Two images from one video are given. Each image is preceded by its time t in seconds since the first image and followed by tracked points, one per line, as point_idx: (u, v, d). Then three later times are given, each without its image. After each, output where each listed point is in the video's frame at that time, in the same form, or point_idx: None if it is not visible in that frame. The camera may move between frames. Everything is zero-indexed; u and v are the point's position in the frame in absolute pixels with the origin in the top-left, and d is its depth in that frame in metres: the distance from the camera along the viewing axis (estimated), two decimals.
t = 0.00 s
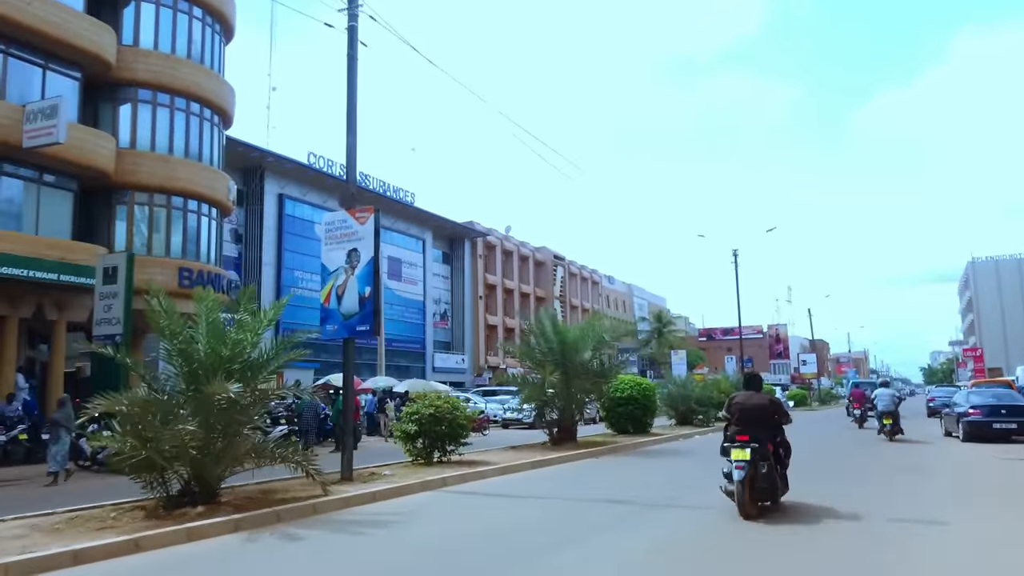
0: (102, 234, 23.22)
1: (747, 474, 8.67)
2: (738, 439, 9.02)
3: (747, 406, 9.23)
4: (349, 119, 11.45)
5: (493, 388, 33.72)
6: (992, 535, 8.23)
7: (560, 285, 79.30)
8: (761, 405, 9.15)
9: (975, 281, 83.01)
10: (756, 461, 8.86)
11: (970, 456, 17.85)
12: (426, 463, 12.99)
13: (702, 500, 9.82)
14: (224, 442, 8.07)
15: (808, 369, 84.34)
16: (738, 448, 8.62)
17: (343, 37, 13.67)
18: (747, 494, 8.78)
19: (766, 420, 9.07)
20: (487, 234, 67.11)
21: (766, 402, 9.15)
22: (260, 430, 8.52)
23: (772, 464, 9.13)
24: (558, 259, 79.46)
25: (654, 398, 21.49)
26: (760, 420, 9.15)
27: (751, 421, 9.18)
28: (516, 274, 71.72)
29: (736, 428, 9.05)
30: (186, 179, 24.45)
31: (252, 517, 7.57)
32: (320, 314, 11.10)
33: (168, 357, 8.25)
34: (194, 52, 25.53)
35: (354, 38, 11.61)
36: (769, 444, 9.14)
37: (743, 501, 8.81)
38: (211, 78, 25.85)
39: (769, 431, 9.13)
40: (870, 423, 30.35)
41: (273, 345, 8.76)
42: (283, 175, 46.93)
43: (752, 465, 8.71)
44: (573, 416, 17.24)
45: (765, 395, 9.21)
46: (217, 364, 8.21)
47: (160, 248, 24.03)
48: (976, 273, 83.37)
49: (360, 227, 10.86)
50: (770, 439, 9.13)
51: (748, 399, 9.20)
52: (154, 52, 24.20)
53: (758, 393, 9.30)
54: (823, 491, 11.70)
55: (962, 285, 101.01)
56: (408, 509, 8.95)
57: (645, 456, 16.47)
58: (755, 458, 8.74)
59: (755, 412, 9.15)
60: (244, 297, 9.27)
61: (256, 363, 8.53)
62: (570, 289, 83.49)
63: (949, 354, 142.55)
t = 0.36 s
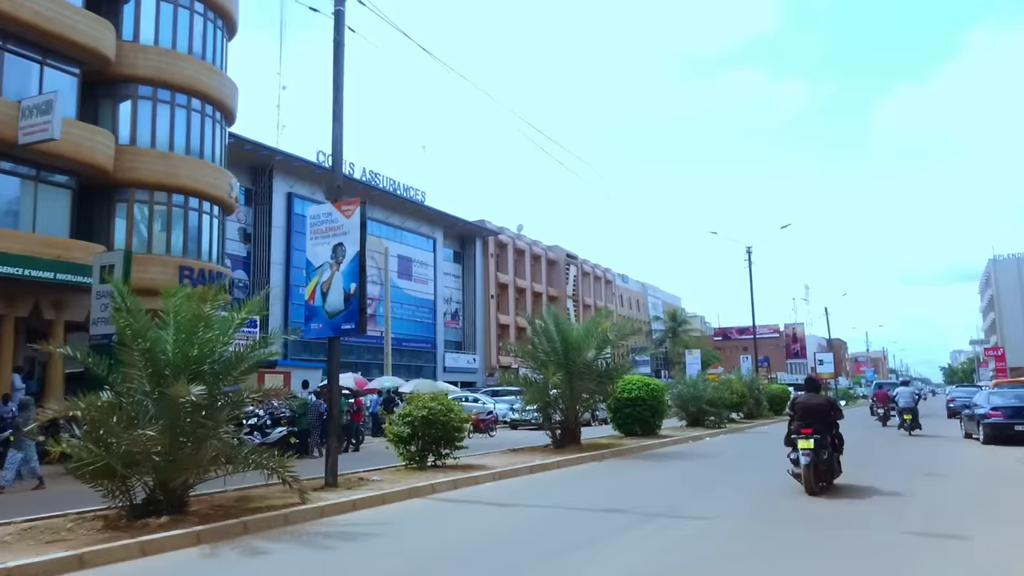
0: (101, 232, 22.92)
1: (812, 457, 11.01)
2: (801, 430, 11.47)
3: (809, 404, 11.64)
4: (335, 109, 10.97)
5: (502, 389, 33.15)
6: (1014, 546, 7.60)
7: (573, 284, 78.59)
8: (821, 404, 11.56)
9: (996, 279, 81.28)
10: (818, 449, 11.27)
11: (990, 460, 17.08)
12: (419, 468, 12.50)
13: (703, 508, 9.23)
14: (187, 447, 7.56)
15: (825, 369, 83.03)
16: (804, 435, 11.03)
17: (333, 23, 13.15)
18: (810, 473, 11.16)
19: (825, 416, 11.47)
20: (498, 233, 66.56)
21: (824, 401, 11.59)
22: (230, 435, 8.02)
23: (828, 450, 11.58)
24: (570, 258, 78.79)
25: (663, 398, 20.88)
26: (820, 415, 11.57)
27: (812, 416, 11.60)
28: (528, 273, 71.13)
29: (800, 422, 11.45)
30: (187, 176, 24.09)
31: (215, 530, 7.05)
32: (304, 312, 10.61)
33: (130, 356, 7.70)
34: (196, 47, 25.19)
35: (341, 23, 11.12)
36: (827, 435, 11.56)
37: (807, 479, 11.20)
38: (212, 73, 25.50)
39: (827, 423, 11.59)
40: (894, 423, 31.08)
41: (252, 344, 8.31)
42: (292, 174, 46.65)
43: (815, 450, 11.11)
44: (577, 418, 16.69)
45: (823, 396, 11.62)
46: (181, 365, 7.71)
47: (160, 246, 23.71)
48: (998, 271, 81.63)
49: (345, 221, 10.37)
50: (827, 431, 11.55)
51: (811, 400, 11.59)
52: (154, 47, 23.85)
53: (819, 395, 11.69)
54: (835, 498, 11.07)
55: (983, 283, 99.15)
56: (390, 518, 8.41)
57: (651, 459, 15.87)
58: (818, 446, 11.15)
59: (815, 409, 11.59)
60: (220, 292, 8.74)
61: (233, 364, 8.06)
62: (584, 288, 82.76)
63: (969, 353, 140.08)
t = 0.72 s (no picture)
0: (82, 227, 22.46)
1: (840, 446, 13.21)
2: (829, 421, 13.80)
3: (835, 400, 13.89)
4: (300, 94, 10.46)
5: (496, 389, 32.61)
6: (1009, 555, 7.05)
7: (572, 283, 78.07)
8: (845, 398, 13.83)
9: (1000, 278, 80.44)
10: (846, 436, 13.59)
11: (989, 460, 16.50)
12: (394, 469, 11.96)
13: (680, 513, 8.66)
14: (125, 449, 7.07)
15: (826, 369, 82.41)
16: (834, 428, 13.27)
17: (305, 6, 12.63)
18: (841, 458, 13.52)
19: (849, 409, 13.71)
20: (497, 231, 66.04)
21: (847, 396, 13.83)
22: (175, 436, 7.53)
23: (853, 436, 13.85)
24: (569, 256, 78.26)
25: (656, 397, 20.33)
26: (845, 408, 13.84)
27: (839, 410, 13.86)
28: (526, 272, 70.58)
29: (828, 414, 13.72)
30: (171, 171, 23.63)
31: (150, 539, 6.52)
32: (268, 307, 10.09)
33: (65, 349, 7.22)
34: (181, 40, 24.69)
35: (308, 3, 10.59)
36: (853, 424, 13.86)
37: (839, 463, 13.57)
38: (198, 67, 25.01)
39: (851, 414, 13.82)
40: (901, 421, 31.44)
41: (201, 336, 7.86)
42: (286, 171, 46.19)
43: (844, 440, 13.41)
44: (564, 418, 16.15)
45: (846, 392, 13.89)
46: (118, 359, 7.21)
47: (144, 242, 23.23)
48: (1001, 269, 80.80)
49: (311, 211, 9.86)
50: (853, 420, 13.85)
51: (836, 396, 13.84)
52: (137, 39, 23.36)
53: (844, 391, 13.95)
54: (826, 504, 10.51)
55: (986, 282, 98.52)
56: (348, 525, 7.87)
57: (638, 461, 15.32)
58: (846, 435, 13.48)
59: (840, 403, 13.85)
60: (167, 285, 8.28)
61: (179, 358, 7.58)
62: (583, 287, 82.20)
63: (972, 353, 139.26)
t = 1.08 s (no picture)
0: (65, 223, 21.98)
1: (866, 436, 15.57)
2: (854, 415, 16.21)
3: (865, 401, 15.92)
4: (266, 76, 9.93)
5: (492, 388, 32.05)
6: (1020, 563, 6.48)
7: (573, 281, 77.52)
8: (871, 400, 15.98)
9: (1005, 277, 79.61)
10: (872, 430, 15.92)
11: (993, 461, 15.91)
12: (369, 473, 11.34)
13: (666, 519, 8.12)
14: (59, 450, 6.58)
15: (829, 368, 81.62)
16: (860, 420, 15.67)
17: None
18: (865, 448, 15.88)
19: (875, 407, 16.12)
20: (497, 230, 65.54)
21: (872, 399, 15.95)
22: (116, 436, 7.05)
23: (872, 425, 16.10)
24: (570, 255, 77.70)
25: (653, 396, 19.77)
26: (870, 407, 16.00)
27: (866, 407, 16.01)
28: (527, 271, 69.99)
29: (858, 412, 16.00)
30: (155, 165, 23.16)
31: (80, 549, 5.99)
32: (232, 301, 9.57)
33: None
34: (167, 31, 24.13)
35: None
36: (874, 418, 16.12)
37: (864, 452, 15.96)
38: (185, 59, 24.48)
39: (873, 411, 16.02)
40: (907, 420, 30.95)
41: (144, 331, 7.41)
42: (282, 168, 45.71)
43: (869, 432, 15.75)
44: (553, 418, 15.60)
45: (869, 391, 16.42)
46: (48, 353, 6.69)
47: (128, 238, 22.73)
48: (1007, 268, 79.90)
49: (276, 198, 9.32)
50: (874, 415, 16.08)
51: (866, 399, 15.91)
52: (121, 31, 22.86)
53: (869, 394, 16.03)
54: (822, 508, 9.93)
55: (992, 281, 97.59)
56: (305, 533, 7.31)
57: (628, 463, 14.78)
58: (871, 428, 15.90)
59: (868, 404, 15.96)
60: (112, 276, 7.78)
61: (121, 351, 7.08)
62: (585, 286, 81.60)
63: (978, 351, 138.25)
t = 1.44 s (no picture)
0: (46, 220, 21.58)
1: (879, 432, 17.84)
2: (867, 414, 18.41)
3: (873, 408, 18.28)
4: (229, 63, 9.49)
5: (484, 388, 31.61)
6: None
7: (572, 281, 77.13)
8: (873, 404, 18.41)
9: (1006, 277, 79.04)
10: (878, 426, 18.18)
11: (991, 464, 15.45)
12: (341, 478, 10.90)
13: (643, 529, 7.69)
14: None
15: (829, 369, 81.20)
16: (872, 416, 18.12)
17: None
18: (876, 441, 18.34)
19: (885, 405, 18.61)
20: (494, 229, 65.11)
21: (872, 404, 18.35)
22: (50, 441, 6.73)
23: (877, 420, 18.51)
24: (569, 254, 77.27)
25: (644, 397, 19.34)
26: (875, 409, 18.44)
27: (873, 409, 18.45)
28: (524, 270, 69.55)
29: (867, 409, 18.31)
30: (139, 161, 22.68)
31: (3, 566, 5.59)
32: (193, 298, 9.14)
33: None
34: (152, 25, 23.61)
35: None
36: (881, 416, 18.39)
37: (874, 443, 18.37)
38: (169, 54, 24.00)
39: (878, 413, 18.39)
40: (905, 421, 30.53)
41: (86, 331, 7.24)
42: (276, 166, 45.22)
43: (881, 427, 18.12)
44: (539, 420, 15.15)
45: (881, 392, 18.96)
46: None
47: (110, 236, 22.28)
48: (1008, 267, 79.28)
49: (237, 191, 8.88)
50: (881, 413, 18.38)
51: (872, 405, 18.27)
52: (104, 25, 22.40)
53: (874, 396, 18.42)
54: (810, 515, 9.52)
55: (993, 280, 97.05)
56: (257, 546, 6.89)
57: (615, 467, 14.35)
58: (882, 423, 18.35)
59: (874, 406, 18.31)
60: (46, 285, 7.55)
61: (57, 349, 6.85)
62: (583, 285, 81.14)
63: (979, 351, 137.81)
